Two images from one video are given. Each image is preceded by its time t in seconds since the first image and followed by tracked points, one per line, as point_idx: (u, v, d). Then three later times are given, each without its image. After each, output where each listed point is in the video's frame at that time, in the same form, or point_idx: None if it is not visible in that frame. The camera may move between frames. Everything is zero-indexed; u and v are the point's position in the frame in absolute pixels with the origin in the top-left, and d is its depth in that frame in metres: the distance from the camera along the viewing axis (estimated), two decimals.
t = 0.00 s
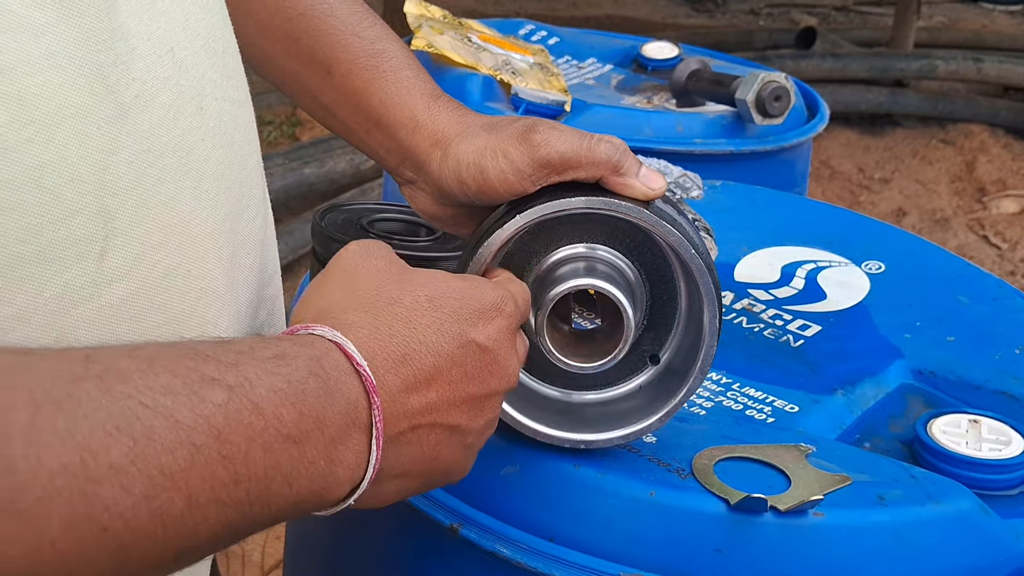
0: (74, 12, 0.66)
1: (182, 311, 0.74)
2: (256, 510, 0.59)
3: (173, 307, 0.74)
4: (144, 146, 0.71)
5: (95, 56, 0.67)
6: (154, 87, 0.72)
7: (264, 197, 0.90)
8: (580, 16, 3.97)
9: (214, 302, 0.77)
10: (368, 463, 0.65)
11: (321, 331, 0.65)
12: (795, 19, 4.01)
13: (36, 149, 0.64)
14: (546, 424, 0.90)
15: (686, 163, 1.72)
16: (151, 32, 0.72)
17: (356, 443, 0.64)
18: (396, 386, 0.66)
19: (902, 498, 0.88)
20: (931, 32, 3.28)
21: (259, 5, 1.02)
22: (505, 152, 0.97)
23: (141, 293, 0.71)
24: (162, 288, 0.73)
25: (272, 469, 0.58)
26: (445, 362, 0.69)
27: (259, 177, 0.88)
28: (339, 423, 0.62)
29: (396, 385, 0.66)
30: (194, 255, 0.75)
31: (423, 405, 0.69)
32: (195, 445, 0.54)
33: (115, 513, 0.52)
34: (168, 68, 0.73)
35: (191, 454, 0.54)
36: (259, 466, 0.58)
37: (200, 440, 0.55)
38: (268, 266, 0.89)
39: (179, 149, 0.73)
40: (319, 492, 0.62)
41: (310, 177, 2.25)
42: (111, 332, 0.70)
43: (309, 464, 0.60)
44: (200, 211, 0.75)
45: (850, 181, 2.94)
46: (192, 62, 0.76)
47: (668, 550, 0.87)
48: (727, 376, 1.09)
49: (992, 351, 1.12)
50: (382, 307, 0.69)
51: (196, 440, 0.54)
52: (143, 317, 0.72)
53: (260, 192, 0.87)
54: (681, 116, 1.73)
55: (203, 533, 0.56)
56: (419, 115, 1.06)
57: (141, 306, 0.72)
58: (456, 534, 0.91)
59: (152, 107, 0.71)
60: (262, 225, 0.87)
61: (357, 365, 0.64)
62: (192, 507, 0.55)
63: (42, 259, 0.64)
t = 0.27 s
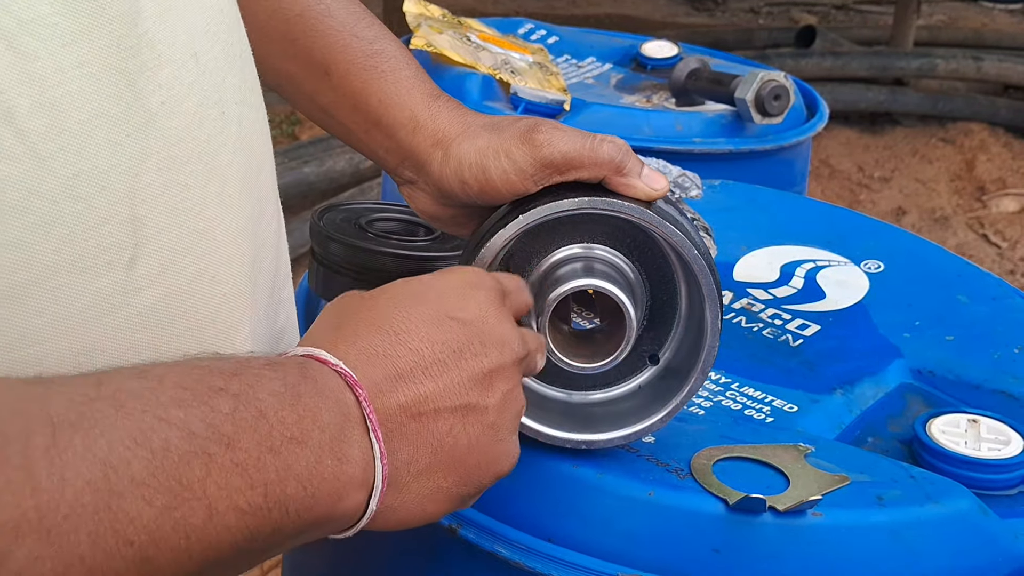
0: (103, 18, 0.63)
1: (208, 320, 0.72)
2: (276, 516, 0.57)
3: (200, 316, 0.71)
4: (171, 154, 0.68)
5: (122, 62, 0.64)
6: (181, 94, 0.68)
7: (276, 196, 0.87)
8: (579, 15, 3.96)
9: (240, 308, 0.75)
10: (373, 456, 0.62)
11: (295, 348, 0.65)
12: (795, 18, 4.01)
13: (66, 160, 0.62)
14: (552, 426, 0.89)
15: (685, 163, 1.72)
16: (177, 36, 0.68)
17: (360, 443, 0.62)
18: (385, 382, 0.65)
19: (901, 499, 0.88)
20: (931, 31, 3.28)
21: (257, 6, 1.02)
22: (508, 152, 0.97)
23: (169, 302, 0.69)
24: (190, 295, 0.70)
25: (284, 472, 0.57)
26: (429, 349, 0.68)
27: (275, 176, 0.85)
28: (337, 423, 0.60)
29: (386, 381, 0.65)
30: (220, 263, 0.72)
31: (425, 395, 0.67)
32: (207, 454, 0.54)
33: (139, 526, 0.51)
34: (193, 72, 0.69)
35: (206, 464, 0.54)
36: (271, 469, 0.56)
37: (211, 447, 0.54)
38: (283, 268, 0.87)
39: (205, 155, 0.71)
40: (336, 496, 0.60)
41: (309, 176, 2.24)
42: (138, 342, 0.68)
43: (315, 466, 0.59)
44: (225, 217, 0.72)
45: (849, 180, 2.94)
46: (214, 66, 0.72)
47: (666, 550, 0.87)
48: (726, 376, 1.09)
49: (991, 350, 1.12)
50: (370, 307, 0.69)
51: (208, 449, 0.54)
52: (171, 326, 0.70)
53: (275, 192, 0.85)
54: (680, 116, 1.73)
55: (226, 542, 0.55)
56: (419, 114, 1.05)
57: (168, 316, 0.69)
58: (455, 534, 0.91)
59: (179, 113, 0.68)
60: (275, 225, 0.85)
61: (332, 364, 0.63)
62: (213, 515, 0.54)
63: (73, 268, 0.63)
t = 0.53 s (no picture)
0: (133, 15, 0.65)
1: (231, 309, 0.74)
2: (276, 535, 0.58)
3: (224, 306, 0.74)
4: (196, 148, 0.70)
5: (152, 58, 0.67)
6: (204, 89, 0.71)
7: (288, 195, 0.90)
8: (579, 14, 3.96)
9: (258, 300, 0.77)
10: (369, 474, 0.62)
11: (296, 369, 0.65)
12: (795, 17, 4.01)
13: (100, 152, 0.64)
14: (554, 426, 0.89)
15: (684, 162, 1.72)
16: (198, 34, 0.72)
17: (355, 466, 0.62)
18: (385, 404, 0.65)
19: (900, 498, 0.88)
20: (931, 30, 3.27)
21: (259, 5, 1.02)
22: (512, 151, 0.96)
23: (197, 293, 0.72)
24: (214, 288, 0.73)
25: (285, 491, 0.57)
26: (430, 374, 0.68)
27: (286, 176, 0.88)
28: (337, 444, 0.61)
29: (386, 409, 0.65)
30: (242, 255, 0.75)
31: (423, 421, 0.67)
32: (215, 471, 0.55)
33: (151, 540, 0.52)
34: (213, 69, 0.73)
35: (213, 480, 0.54)
36: (273, 488, 0.57)
37: (216, 463, 0.55)
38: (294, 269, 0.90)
39: (226, 150, 0.73)
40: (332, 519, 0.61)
41: (309, 176, 2.24)
42: (167, 331, 0.70)
43: (315, 486, 0.59)
44: (243, 210, 0.75)
45: (849, 179, 2.93)
46: (232, 64, 0.76)
47: (665, 549, 0.87)
48: (725, 376, 1.09)
49: (990, 350, 1.12)
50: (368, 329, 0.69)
51: (215, 466, 0.55)
52: (198, 317, 0.72)
53: (286, 194, 0.87)
54: (680, 115, 1.73)
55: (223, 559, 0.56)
56: (422, 113, 1.05)
57: (196, 307, 0.72)
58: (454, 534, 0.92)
59: (202, 108, 0.71)
60: (288, 226, 0.87)
61: (332, 387, 0.64)
62: (219, 531, 0.55)
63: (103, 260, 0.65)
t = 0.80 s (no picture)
0: None
1: (251, 292, 0.74)
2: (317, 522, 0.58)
3: (244, 289, 0.73)
4: (217, 131, 0.70)
5: (172, 41, 0.67)
6: (223, 73, 0.71)
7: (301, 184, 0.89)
8: (579, 13, 3.96)
9: (276, 284, 0.76)
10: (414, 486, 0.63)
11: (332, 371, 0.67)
12: (795, 16, 4.01)
13: (123, 132, 0.64)
14: (556, 424, 0.89)
15: (685, 160, 1.72)
16: (216, 18, 0.71)
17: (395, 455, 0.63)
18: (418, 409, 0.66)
19: (900, 496, 0.88)
20: (931, 29, 3.27)
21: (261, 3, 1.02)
22: (511, 148, 0.96)
23: (218, 274, 0.71)
24: (234, 270, 0.72)
25: (327, 463, 0.57)
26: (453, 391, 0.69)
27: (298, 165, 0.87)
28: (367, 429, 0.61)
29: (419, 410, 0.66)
30: (261, 238, 0.74)
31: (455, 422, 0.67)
32: (254, 440, 0.54)
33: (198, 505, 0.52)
34: (232, 53, 0.72)
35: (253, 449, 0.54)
36: (315, 459, 0.57)
37: (256, 434, 0.54)
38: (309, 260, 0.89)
39: (245, 135, 0.72)
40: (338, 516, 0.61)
41: (309, 174, 2.24)
42: (190, 312, 0.70)
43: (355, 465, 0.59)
44: (262, 194, 0.74)
45: (849, 178, 2.93)
46: (249, 50, 0.75)
47: (665, 547, 0.87)
48: (725, 374, 1.09)
49: (990, 348, 1.13)
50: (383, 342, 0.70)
51: (254, 435, 0.54)
52: (219, 298, 0.71)
53: (301, 185, 0.87)
54: (680, 114, 1.73)
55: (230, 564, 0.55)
56: (422, 111, 1.06)
57: (217, 287, 0.71)
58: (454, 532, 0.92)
59: (223, 92, 0.70)
60: (302, 216, 0.86)
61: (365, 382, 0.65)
62: (264, 498, 0.54)
63: (128, 240, 0.65)
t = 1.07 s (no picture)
0: None
1: (244, 275, 0.76)
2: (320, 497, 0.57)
3: (238, 271, 0.75)
4: (213, 116, 0.72)
5: (170, 28, 0.69)
6: (221, 62, 0.73)
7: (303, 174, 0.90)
8: (579, 12, 3.96)
9: (272, 268, 0.78)
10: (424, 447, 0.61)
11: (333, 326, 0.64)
12: (795, 15, 4.01)
13: (121, 115, 0.66)
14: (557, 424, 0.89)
15: (685, 159, 1.71)
16: (215, 9, 0.73)
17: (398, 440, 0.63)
18: (449, 380, 0.64)
19: (900, 496, 0.88)
20: (931, 28, 3.27)
21: None
22: (518, 147, 0.96)
23: (212, 257, 0.73)
24: (228, 252, 0.74)
25: (327, 411, 0.56)
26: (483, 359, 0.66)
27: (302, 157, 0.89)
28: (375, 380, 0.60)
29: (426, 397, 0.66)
30: (256, 223, 0.76)
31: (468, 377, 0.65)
32: (249, 386, 0.53)
33: (192, 449, 0.50)
34: (230, 43, 0.74)
35: (249, 395, 0.53)
36: (315, 405, 0.55)
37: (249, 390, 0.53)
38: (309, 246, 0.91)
39: (242, 122, 0.74)
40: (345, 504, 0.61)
41: (309, 173, 2.24)
42: (183, 292, 0.72)
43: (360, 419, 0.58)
44: (259, 180, 0.76)
45: (849, 177, 2.93)
46: (249, 40, 0.77)
47: (665, 545, 0.87)
48: (726, 373, 1.09)
49: (991, 347, 1.12)
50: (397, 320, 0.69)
51: (248, 381, 0.53)
52: (212, 279, 0.74)
53: (303, 173, 0.89)
54: (680, 112, 1.73)
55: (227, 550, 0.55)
56: (427, 106, 1.05)
57: (210, 269, 0.73)
58: (454, 531, 0.92)
59: (220, 79, 0.72)
60: (303, 205, 0.88)
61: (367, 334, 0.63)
62: (263, 444, 0.53)
63: (125, 220, 0.67)
